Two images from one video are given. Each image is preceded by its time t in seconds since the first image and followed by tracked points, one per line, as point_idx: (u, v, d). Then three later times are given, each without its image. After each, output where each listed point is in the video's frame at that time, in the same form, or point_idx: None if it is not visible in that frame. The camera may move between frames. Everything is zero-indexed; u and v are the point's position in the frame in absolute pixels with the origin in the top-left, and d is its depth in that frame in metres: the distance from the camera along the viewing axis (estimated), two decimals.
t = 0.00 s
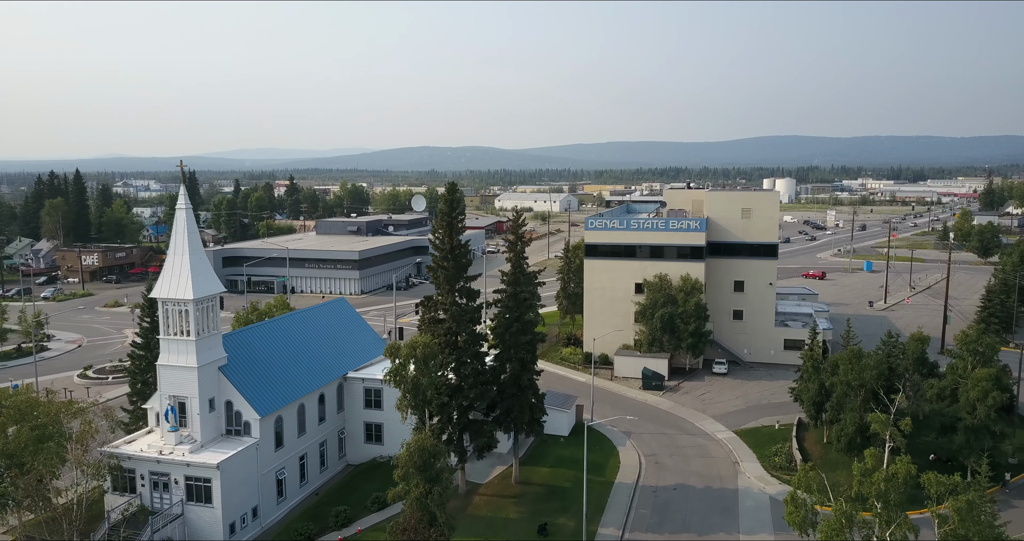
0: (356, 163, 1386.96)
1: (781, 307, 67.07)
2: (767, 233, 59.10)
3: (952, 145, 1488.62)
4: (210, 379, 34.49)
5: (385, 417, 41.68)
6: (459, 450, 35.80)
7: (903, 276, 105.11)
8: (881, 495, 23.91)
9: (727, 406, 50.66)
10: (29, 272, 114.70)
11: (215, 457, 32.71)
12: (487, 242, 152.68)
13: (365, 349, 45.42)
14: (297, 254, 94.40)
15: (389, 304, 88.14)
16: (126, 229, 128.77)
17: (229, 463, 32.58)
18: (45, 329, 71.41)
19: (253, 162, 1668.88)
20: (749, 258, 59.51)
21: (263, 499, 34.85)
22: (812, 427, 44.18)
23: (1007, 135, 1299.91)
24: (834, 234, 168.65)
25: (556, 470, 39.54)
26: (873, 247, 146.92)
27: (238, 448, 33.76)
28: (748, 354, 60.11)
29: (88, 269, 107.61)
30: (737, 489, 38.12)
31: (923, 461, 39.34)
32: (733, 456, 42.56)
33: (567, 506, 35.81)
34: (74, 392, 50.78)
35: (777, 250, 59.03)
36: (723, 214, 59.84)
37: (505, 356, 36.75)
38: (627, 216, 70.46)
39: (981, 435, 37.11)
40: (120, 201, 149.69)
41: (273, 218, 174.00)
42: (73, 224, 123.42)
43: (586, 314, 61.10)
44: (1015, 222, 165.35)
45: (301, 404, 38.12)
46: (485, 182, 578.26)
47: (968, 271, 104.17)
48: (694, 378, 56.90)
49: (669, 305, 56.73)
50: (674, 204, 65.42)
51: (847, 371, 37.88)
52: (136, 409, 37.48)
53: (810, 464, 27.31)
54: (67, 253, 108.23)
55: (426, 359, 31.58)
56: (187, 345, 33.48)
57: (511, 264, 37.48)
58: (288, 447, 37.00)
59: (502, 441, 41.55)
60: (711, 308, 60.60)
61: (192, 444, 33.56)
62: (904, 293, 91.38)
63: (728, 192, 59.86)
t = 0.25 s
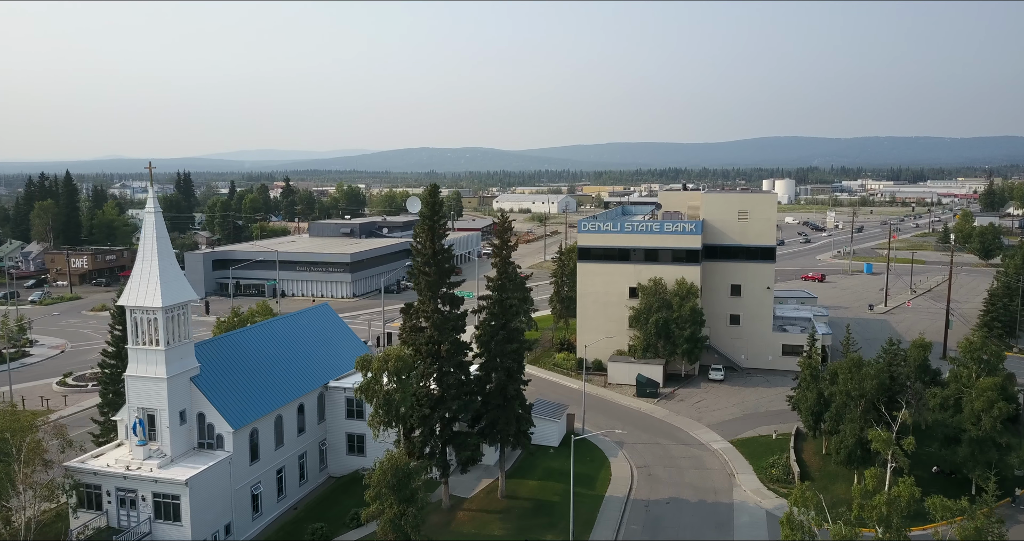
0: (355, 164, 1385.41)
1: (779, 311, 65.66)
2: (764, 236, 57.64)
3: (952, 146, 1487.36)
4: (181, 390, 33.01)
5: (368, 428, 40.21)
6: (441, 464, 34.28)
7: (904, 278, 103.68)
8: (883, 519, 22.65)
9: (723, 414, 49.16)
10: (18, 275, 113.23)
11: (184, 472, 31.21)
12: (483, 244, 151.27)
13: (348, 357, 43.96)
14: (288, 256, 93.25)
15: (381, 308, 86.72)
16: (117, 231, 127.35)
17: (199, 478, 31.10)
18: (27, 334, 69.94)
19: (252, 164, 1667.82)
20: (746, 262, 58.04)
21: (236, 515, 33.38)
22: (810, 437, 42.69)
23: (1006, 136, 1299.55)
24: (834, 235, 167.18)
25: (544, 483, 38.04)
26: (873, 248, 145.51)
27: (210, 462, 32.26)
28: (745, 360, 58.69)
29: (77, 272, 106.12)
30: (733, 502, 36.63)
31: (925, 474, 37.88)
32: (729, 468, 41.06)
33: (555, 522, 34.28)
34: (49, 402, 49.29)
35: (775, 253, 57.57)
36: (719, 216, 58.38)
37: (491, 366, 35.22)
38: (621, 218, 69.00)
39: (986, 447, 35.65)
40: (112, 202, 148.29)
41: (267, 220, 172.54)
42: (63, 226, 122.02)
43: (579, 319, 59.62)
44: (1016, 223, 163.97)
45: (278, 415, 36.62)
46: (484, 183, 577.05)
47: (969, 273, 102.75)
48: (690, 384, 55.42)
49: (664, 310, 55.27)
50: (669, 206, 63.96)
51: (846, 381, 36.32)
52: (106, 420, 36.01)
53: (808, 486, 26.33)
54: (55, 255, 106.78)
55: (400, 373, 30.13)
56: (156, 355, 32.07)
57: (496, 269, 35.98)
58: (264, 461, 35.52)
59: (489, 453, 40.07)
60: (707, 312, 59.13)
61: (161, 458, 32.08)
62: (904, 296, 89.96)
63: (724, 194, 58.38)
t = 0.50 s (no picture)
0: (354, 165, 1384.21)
1: (777, 315, 64.21)
2: (762, 239, 56.14)
3: (952, 146, 1486.00)
4: (149, 403, 31.51)
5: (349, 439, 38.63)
6: (422, 479, 32.83)
7: (904, 280, 102.17)
8: None
9: (719, 423, 47.68)
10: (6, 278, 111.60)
11: (150, 489, 29.72)
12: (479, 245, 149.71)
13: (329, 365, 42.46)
14: (278, 259, 91.73)
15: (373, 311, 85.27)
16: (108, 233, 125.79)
17: (166, 496, 29.61)
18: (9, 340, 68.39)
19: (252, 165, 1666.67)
20: (743, 265, 56.57)
21: (207, 534, 31.86)
22: (808, 448, 41.21)
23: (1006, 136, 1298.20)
24: (833, 236, 165.71)
25: (532, 498, 36.55)
26: (873, 250, 144.09)
27: (178, 478, 30.77)
28: (742, 366, 57.26)
29: (66, 275, 104.52)
30: (728, 518, 35.13)
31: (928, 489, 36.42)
32: (724, 480, 39.56)
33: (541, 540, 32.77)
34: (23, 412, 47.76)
35: (773, 257, 56.07)
36: (716, 218, 56.88)
37: (474, 376, 33.69)
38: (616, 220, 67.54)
39: (991, 461, 34.19)
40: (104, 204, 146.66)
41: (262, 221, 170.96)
42: (53, 228, 120.41)
43: (572, 324, 58.11)
44: (1017, 223, 162.49)
45: (253, 427, 35.10)
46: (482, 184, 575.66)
47: (971, 275, 101.27)
48: (685, 391, 53.91)
49: (659, 315, 53.77)
50: (664, 208, 62.45)
51: (847, 391, 34.75)
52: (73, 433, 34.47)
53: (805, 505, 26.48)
54: (44, 258, 105.17)
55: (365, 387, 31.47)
56: (122, 367, 30.66)
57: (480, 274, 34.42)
58: (238, 475, 33.98)
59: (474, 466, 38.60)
60: (704, 317, 57.65)
61: (127, 474, 30.58)
62: (905, 299, 88.53)
63: (720, 195, 56.88)
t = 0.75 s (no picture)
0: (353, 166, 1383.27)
1: (775, 320, 62.72)
2: (759, 241, 54.66)
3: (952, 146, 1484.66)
4: (113, 416, 29.98)
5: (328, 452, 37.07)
6: (402, 495, 31.27)
7: (905, 283, 100.72)
8: None
9: (715, 433, 46.16)
10: None
11: (112, 509, 28.20)
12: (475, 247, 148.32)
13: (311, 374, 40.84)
14: (270, 262, 90.42)
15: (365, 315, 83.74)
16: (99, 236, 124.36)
17: (129, 516, 28.11)
18: None
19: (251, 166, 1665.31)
20: (739, 269, 55.09)
21: None
22: (807, 461, 39.67)
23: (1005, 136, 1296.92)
24: (833, 237, 164.33)
25: (518, 514, 35.00)
26: (873, 251, 142.62)
27: (143, 497, 29.25)
28: (739, 373, 55.75)
29: (55, 277, 102.90)
30: (722, 535, 33.60)
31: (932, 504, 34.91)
32: (719, 494, 38.03)
33: None
34: None
35: (770, 260, 54.58)
36: (711, 221, 55.40)
37: (457, 387, 32.13)
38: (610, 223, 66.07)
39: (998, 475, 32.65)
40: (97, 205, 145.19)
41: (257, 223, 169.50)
42: (43, 230, 118.87)
43: (564, 330, 56.58)
44: (1019, 224, 161.07)
45: (227, 441, 33.50)
46: (481, 185, 574.63)
47: (972, 278, 99.75)
48: (680, 399, 52.39)
49: (653, 320, 52.29)
50: (659, 211, 60.95)
51: (846, 402, 33.24)
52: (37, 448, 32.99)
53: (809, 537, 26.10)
54: (32, 261, 103.55)
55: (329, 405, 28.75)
56: (84, 379, 29.17)
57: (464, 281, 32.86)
58: (210, 492, 32.40)
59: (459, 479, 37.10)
60: (699, 322, 56.16)
61: (89, 492, 29.05)
62: (906, 302, 87.01)
63: (716, 197, 55.40)
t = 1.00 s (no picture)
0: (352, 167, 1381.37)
1: (773, 326, 60.95)
2: (756, 246, 52.82)
3: (952, 146, 1483.23)
4: (66, 435, 28.17)
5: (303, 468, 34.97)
6: (376, 518, 29.65)
7: (906, 286, 98.93)
8: None
9: (710, 445, 44.34)
10: None
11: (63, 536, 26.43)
12: (471, 249, 146.52)
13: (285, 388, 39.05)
14: (258, 265, 88.75)
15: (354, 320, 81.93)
16: (88, 238, 122.65)
17: None
18: None
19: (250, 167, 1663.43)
20: (736, 274, 53.29)
21: None
22: (805, 477, 37.90)
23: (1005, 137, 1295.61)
24: (833, 239, 162.55)
25: (501, 535, 33.22)
26: (873, 253, 140.87)
27: (97, 522, 27.43)
28: (736, 381, 54.00)
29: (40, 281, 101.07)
30: None
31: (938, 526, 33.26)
32: (713, 512, 36.24)
33: None
34: None
35: (768, 264, 52.75)
36: (707, 224, 53.55)
37: (435, 403, 30.38)
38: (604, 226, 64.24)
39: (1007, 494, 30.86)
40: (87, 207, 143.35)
41: (250, 225, 167.67)
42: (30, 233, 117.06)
43: (555, 337, 54.77)
44: (1020, 225, 159.26)
45: (192, 459, 31.66)
46: (480, 186, 572.73)
47: (974, 281, 97.94)
48: (675, 409, 50.58)
49: (646, 328, 50.49)
50: (654, 213, 59.10)
51: (845, 418, 31.43)
52: None
53: None
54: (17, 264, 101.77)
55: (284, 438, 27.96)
56: (33, 397, 27.54)
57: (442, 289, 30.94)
58: (173, 514, 30.51)
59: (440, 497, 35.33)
60: (695, 329, 54.38)
61: (40, 518, 27.29)
62: (907, 306, 85.19)
63: (712, 200, 53.52)
